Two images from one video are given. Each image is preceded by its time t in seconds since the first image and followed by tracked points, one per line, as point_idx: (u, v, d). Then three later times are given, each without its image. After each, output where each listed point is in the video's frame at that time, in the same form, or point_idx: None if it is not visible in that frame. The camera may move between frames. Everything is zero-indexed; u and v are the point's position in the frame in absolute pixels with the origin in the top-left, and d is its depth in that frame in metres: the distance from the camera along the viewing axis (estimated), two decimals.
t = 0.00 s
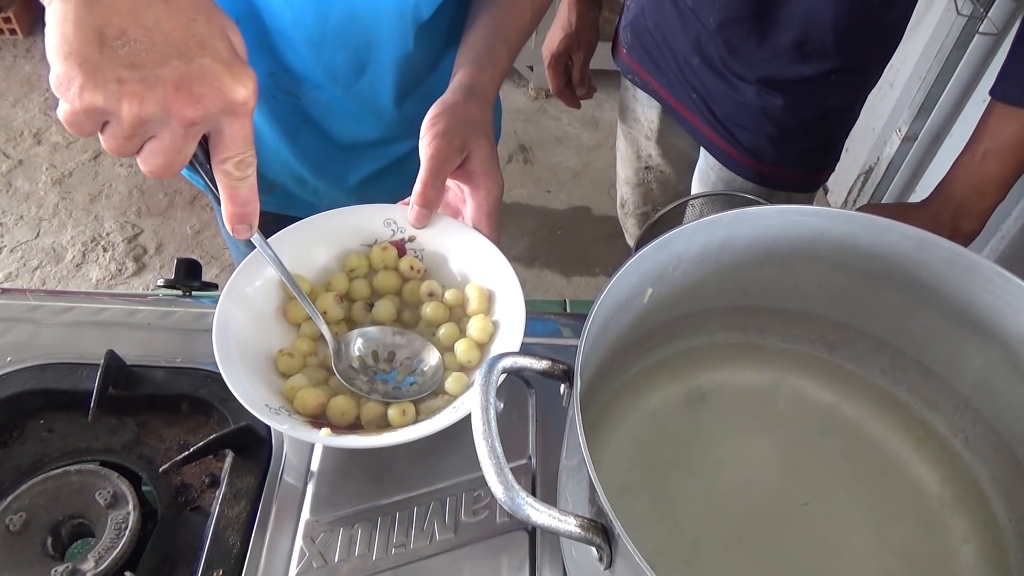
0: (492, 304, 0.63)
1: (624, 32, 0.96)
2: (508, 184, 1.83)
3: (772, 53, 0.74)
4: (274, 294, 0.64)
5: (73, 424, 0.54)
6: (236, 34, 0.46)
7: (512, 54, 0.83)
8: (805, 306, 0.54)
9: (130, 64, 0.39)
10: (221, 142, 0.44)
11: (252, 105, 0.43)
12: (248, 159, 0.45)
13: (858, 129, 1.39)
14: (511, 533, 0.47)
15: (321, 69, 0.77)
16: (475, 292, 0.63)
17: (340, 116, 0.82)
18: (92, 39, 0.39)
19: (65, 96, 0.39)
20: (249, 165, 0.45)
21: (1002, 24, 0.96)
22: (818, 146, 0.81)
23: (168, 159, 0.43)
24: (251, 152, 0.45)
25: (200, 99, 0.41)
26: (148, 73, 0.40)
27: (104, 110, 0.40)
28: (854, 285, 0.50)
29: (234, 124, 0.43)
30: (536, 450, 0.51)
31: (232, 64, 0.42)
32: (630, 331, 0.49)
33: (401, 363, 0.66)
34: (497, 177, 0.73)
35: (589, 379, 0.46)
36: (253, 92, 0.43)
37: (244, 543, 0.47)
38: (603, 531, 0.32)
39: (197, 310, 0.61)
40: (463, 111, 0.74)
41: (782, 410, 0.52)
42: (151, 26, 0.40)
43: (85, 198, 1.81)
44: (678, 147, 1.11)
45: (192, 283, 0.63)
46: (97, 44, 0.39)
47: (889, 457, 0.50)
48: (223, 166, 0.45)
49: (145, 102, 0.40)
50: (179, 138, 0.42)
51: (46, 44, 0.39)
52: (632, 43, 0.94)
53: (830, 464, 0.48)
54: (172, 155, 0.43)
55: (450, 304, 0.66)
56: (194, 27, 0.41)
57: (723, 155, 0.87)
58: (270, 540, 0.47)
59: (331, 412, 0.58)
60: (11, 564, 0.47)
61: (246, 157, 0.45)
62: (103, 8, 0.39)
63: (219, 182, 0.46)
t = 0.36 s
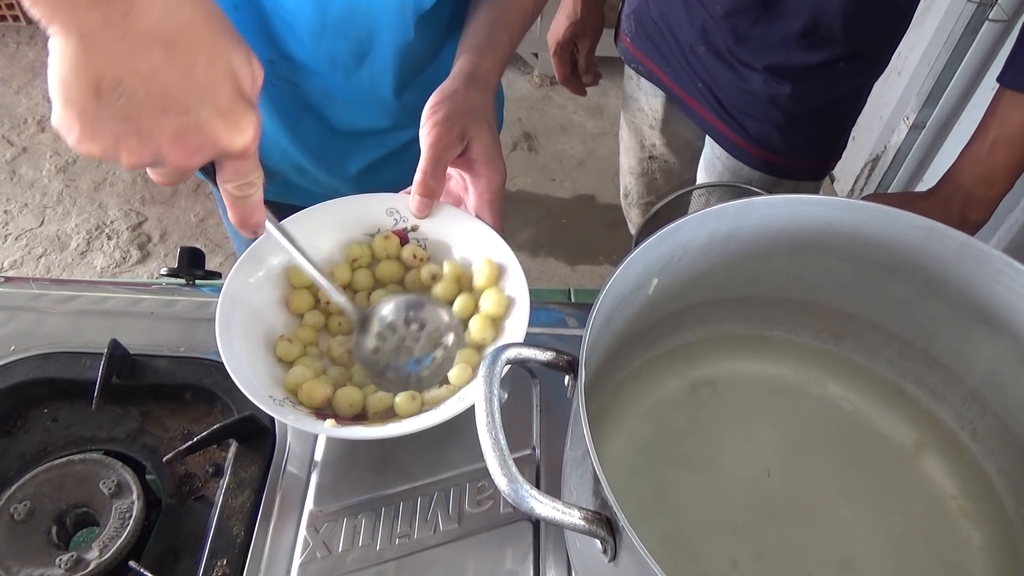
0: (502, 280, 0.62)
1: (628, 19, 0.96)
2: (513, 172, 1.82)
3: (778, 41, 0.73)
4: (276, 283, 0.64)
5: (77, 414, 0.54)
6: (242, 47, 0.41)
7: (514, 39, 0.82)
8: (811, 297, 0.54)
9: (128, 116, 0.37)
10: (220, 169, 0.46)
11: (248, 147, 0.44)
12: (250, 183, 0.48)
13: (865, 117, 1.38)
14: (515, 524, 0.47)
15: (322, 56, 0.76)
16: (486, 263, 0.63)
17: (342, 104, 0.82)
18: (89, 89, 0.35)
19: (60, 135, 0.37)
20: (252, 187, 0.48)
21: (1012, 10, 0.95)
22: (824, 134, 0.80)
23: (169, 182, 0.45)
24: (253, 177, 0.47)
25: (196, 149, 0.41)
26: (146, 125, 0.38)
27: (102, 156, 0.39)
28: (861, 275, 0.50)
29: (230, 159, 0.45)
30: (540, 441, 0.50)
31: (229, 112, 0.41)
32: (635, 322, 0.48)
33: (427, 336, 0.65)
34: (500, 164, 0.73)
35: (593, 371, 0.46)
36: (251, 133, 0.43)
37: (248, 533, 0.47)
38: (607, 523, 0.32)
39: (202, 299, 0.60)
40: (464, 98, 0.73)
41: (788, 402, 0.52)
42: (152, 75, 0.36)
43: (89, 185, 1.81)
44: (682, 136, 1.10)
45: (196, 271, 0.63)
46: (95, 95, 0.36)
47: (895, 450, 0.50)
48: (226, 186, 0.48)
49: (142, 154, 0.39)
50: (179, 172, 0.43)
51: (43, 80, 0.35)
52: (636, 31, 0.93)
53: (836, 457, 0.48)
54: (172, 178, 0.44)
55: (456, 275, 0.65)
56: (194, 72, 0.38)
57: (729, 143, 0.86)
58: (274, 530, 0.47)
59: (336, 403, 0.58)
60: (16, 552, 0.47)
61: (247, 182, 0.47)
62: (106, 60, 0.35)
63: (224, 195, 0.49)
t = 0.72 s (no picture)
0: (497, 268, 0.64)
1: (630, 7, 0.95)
2: (518, 161, 1.81)
3: (779, 28, 0.72)
4: (280, 274, 0.64)
5: (82, 405, 0.54)
6: None
7: (512, 24, 0.83)
8: (816, 285, 0.53)
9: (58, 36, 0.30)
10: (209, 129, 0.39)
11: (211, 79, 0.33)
12: (221, 131, 0.35)
13: (872, 104, 1.37)
14: (518, 514, 0.47)
15: (324, 50, 0.76)
16: (475, 246, 0.64)
17: (343, 98, 0.81)
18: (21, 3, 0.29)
19: None
20: (224, 137, 0.36)
21: None
22: (828, 122, 0.79)
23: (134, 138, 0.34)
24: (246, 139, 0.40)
25: (143, 76, 0.31)
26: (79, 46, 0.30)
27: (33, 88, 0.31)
28: (867, 264, 0.49)
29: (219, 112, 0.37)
30: (544, 430, 0.50)
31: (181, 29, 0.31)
32: (638, 312, 0.48)
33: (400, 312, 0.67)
34: (503, 152, 0.73)
35: (597, 362, 0.46)
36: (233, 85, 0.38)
37: (252, 523, 0.47)
38: (610, 515, 0.32)
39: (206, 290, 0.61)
40: (467, 87, 0.73)
41: (793, 392, 0.52)
42: None
43: (95, 176, 1.81)
44: (686, 124, 1.10)
45: (200, 263, 0.64)
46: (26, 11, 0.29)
47: (899, 440, 0.50)
48: (191, 136, 0.35)
49: (82, 84, 0.31)
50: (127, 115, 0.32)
51: None
52: (639, 19, 0.92)
53: (840, 447, 0.48)
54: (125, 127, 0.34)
55: (451, 253, 0.66)
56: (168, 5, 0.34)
57: (731, 131, 0.86)
58: (278, 520, 0.47)
59: (340, 395, 0.58)
60: (23, 542, 0.47)
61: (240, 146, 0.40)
62: None
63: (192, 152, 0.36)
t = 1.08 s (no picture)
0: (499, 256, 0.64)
1: None
2: (523, 154, 1.81)
3: (776, 16, 0.71)
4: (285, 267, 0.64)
5: (87, 397, 0.54)
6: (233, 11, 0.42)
7: (516, 18, 0.83)
8: (823, 278, 0.53)
9: (98, 54, 0.37)
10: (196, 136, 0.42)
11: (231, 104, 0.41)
12: (230, 157, 0.43)
13: (879, 95, 1.36)
14: (523, 506, 0.47)
15: (324, 46, 0.76)
16: (475, 241, 0.64)
17: (342, 91, 0.81)
18: (62, 24, 0.36)
19: (34, 84, 0.38)
20: (232, 163, 0.43)
21: None
22: (826, 115, 0.79)
23: (144, 151, 0.41)
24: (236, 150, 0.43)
25: (170, 95, 0.39)
26: (117, 66, 0.38)
27: (73, 102, 0.39)
28: (875, 257, 0.49)
29: (210, 122, 0.41)
30: (549, 423, 0.50)
31: (207, 55, 0.39)
32: (643, 304, 0.48)
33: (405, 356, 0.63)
34: (510, 144, 0.73)
35: (601, 355, 0.46)
36: (233, 91, 0.41)
37: (258, 515, 0.47)
38: (615, 508, 0.32)
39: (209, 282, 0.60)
40: (473, 80, 0.73)
41: (799, 385, 0.52)
42: (123, 13, 0.37)
43: (100, 168, 1.82)
44: (690, 115, 1.09)
45: (205, 255, 0.63)
46: (64, 29, 0.36)
47: (905, 433, 0.50)
48: (203, 161, 0.43)
49: (112, 98, 0.38)
50: (151, 128, 0.40)
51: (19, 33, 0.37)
52: (641, 9, 0.91)
53: (846, 440, 0.48)
54: (148, 144, 0.41)
55: (455, 248, 0.67)
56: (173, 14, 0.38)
57: (730, 123, 0.85)
58: (284, 513, 0.47)
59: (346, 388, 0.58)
60: (30, 532, 0.47)
61: (229, 156, 0.43)
62: None
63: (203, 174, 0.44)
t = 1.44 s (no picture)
0: (502, 248, 0.64)
1: None
2: (527, 147, 1.81)
3: (778, 10, 0.71)
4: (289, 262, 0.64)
5: (93, 391, 0.54)
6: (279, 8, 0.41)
7: (519, 12, 0.83)
8: (827, 272, 0.53)
9: (179, 50, 0.35)
10: (250, 131, 0.40)
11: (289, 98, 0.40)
12: (272, 149, 0.41)
13: (884, 88, 1.35)
14: (527, 500, 0.47)
15: (327, 41, 0.76)
16: (479, 234, 0.64)
17: (342, 86, 0.81)
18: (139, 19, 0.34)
19: (103, 78, 0.34)
20: (273, 154, 0.42)
21: None
22: (827, 109, 0.78)
23: (197, 148, 0.38)
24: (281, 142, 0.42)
25: (244, 90, 0.37)
26: (196, 61, 0.35)
27: (150, 97, 0.35)
28: (879, 251, 0.49)
29: (269, 114, 0.39)
30: (552, 417, 0.50)
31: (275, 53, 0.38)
32: (646, 299, 0.48)
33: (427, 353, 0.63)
34: (512, 138, 0.73)
35: (604, 350, 0.46)
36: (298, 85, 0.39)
37: (263, 510, 0.47)
38: (618, 502, 0.32)
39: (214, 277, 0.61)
40: (476, 74, 0.73)
41: (802, 379, 0.52)
42: (196, 12, 0.35)
43: (105, 163, 1.82)
44: (692, 109, 1.09)
45: (208, 250, 0.63)
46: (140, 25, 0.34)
47: (909, 427, 0.50)
48: (245, 155, 0.40)
49: (195, 94, 0.35)
50: (217, 125, 0.37)
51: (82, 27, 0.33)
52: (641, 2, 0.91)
53: (850, 434, 0.47)
54: (204, 141, 0.38)
55: (460, 241, 0.67)
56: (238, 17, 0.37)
57: (731, 117, 0.85)
58: (289, 508, 0.47)
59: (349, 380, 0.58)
60: (37, 527, 0.47)
61: (274, 147, 0.41)
62: None
63: (240, 167, 0.42)
